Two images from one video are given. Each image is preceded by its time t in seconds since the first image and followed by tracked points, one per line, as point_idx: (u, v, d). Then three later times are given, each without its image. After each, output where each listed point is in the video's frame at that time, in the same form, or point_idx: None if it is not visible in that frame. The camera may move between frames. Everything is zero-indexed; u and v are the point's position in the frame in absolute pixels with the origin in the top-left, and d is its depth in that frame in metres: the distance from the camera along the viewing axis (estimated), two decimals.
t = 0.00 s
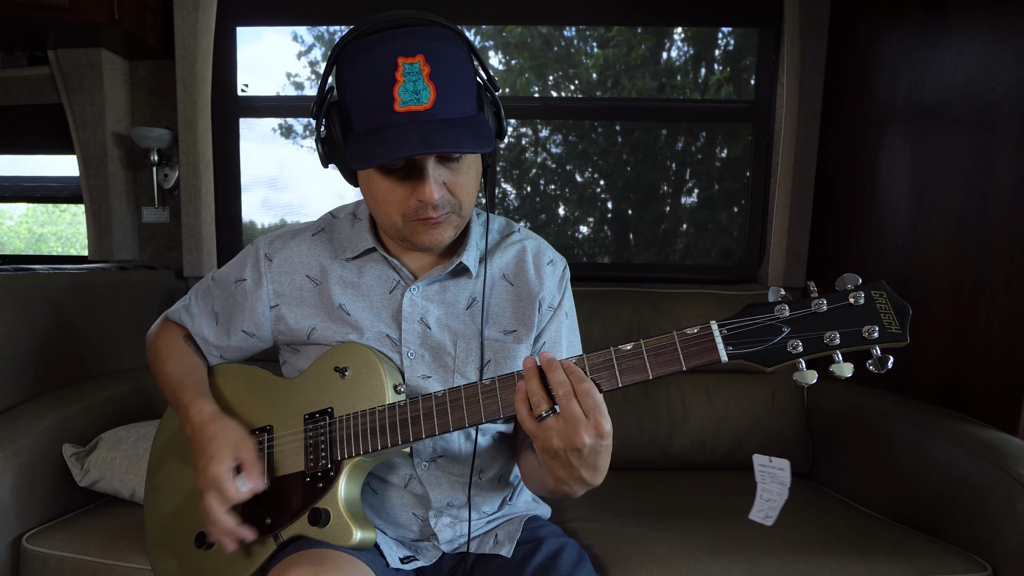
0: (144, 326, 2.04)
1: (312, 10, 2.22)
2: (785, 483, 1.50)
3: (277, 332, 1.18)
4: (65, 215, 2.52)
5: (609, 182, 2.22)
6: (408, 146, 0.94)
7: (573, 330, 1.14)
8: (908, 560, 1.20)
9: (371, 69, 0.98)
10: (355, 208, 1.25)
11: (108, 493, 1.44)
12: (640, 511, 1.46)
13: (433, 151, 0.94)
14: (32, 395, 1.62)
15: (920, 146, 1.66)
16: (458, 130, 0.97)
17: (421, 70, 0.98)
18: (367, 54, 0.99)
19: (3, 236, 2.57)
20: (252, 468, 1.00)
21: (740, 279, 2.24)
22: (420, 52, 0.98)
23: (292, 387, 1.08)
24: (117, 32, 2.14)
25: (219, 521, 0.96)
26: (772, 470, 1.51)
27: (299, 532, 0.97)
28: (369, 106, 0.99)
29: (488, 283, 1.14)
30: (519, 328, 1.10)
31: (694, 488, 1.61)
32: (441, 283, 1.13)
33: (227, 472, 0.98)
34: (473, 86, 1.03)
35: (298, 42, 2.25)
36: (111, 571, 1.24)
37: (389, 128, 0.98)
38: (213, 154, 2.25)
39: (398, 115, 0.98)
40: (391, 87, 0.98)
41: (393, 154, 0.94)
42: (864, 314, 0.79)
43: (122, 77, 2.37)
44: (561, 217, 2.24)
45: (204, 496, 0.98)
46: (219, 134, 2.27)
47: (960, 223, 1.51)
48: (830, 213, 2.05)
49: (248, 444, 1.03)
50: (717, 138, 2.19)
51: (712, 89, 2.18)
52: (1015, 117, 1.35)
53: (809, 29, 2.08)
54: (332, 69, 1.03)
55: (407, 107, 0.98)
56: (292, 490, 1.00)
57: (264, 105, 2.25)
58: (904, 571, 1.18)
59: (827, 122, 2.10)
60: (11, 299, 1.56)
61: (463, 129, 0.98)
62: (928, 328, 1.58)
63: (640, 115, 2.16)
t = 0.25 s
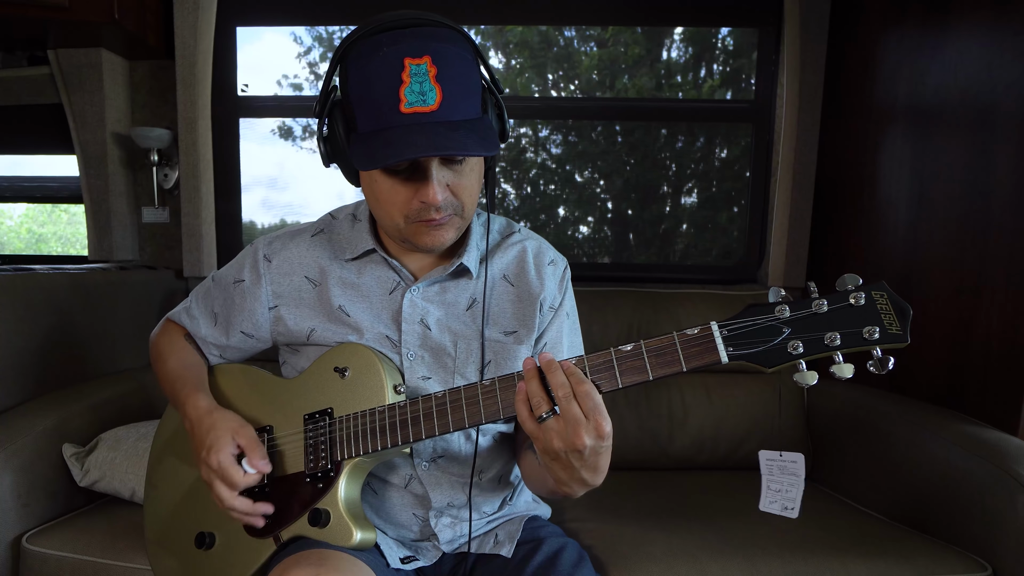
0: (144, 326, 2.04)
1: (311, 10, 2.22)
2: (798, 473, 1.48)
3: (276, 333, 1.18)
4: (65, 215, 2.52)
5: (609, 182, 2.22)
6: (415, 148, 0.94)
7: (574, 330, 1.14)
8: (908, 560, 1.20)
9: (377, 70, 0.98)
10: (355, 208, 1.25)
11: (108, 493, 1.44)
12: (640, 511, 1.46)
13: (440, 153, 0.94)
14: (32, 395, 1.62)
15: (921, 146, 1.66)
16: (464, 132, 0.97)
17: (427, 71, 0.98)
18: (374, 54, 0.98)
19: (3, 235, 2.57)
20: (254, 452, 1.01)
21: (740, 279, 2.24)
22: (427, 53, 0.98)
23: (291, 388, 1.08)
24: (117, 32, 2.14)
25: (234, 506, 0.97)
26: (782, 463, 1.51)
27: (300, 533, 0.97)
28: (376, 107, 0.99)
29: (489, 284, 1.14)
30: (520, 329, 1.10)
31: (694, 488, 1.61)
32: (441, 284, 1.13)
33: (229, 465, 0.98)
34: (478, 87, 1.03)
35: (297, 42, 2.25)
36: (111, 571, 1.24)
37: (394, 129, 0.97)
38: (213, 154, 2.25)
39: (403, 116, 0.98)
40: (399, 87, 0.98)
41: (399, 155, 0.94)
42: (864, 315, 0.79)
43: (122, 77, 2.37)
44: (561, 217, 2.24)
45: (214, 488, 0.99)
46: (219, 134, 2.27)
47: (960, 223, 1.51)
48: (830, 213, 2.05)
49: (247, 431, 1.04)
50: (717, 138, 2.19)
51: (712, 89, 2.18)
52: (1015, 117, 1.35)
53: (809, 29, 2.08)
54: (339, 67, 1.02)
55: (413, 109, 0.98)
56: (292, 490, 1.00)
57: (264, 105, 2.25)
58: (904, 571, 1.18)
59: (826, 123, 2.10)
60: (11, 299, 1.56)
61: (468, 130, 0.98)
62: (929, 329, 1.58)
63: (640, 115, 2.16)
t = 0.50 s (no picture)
0: (144, 325, 2.04)
1: (312, 10, 2.22)
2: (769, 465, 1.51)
3: (276, 334, 1.18)
4: (65, 215, 2.52)
5: (609, 182, 2.22)
6: (417, 147, 0.94)
7: (574, 332, 1.14)
8: (908, 560, 1.20)
9: (378, 69, 0.98)
10: (355, 209, 1.25)
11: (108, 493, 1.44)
12: (640, 510, 1.46)
13: (443, 153, 0.94)
14: (31, 395, 1.62)
15: (921, 146, 1.66)
16: (466, 132, 0.97)
17: (428, 71, 0.98)
18: (375, 54, 0.98)
19: (3, 235, 2.57)
20: (268, 412, 1.03)
21: (740, 279, 2.25)
22: (428, 53, 0.98)
23: (291, 388, 1.08)
24: (117, 32, 2.14)
25: (272, 469, 0.99)
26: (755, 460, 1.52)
27: (300, 533, 0.97)
28: (376, 107, 0.99)
29: (488, 285, 1.14)
30: (519, 332, 1.10)
31: (694, 488, 1.61)
32: (440, 286, 1.13)
33: (257, 426, 1.01)
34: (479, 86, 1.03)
35: (297, 42, 2.25)
36: (111, 571, 1.24)
37: (395, 129, 0.98)
38: (213, 154, 2.25)
39: (405, 116, 0.98)
40: (401, 87, 0.98)
41: (401, 155, 0.94)
42: (863, 313, 0.79)
43: (122, 77, 2.37)
44: (561, 217, 2.24)
45: (245, 458, 1.00)
46: (219, 134, 2.27)
47: (960, 223, 1.51)
48: (830, 213, 2.06)
49: (253, 397, 1.05)
50: (716, 138, 2.19)
51: (712, 89, 2.18)
52: (1015, 117, 1.35)
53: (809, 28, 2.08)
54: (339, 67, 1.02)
55: (414, 108, 0.98)
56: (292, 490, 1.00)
57: (265, 105, 2.25)
58: (904, 571, 1.18)
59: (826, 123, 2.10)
60: (11, 299, 1.56)
61: (470, 130, 0.98)
62: (929, 328, 1.58)
63: (640, 115, 2.16)
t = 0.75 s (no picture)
0: (144, 326, 2.04)
1: (312, 10, 2.22)
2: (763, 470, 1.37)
3: (275, 334, 1.18)
4: (65, 215, 2.52)
5: (609, 182, 2.22)
6: (421, 147, 0.94)
7: (572, 332, 1.14)
8: (908, 560, 1.20)
9: (381, 69, 0.98)
10: (354, 209, 1.25)
11: (108, 493, 1.44)
12: (640, 510, 1.46)
13: (448, 152, 0.94)
14: (31, 395, 1.62)
15: (921, 146, 1.66)
16: (469, 132, 0.97)
17: (432, 70, 0.98)
18: (378, 53, 0.98)
19: (3, 235, 2.57)
20: (250, 457, 1.01)
21: (740, 279, 2.24)
22: (431, 53, 0.98)
23: (290, 388, 1.08)
24: (117, 32, 2.14)
25: (227, 510, 0.98)
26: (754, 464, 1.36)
27: (300, 533, 0.97)
28: (378, 106, 0.99)
29: (487, 285, 1.14)
30: (517, 332, 1.10)
31: (694, 488, 1.61)
32: (439, 286, 1.13)
33: (252, 446, 1.02)
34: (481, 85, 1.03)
35: (297, 42, 2.25)
36: (111, 571, 1.24)
37: (399, 128, 0.98)
38: (213, 154, 2.25)
39: (408, 115, 0.98)
40: (403, 88, 0.98)
41: (406, 153, 0.94)
42: (861, 310, 0.79)
43: (122, 77, 2.37)
44: (561, 218, 2.24)
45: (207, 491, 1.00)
46: (220, 134, 2.27)
47: (960, 223, 1.51)
48: (831, 213, 2.05)
49: (244, 435, 1.03)
50: (717, 138, 2.18)
51: (712, 89, 2.17)
52: (1015, 117, 1.35)
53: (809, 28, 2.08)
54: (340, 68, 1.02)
55: (417, 108, 0.98)
56: (292, 490, 1.00)
57: (265, 106, 2.25)
58: (904, 571, 1.18)
59: (826, 123, 2.10)
60: (10, 299, 1.56)
61: (473, 130, 0.98)
62: (928, 328, 1.58)
63: (640, 115, 2.16)
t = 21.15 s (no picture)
0: (144, 326, 2.04)
1: (312, 10, 2.22)
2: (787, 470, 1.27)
3: (275, 335, 1.17)
4: (65, 215, 2.52)
5: (609, 182, 2.22)
6: (457, 110, 0.96)
7: (568, 324, 1.14)
8: (908, 559, 1.20)
9: (438, 46, 0.99)
10: (355, 211, 1.25)
11: (108, 493, 1.44)
12: (641, 510, 1.46)
13: (484, 113, 0.96)
14: (32, 395, 1.62)
15: (921, 145, 1.66)
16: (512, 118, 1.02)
17: (485, 58, 1.02)
18: (439, 32, 1.00)
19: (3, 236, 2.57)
20: (259, 425, 1.04)
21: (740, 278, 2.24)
22: (485, 44, 1.03)
23: (289, 387, 1.08)
24: (117, 32, 2.14)
25: (244, 464, 0.98)
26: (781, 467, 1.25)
27: (297, 530, 0.96)
28: (434, 79, 0.99)
29: (484, 278, 1.14)
30: (514, 324, 1.10)
31: (694, 488, 1.61)
32: (437, 279, 1.13)
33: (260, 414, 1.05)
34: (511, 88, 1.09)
35: (297, 41, 2.25)
36: (111, 571, 1.24)
37: (454, 100, 0.98)
38: (212, 154, 2.27)
39: (465, 90, 0.99)
40: (430, 78, 0.99)
41: (445, 114, 0.95)
42: (831, 271, 0.80)
43: (122, 77, 2.37)
44: (561, 217, 2.24)
45: (220, 454, 1.00)
46: (220, 134, 2.27)
47: (960, 222, 1.51)
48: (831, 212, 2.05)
49: (249, 412, 1.07)
50: (717, 137, 2.18)
51: (712, 88, 2.17)
52: (1015, 117, 1.35)
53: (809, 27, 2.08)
54: (369, 77, 1.05)
55: (473, 85, 0.99)
56: (289, 487, 1.00)
57: (265, 105, 2.25)
58: (904, 571, 1.18)
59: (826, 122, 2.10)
60: (11, 299, 1.56)
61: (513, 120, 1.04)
62: (929, 328, 1.58)
63: (640, 115, 2.16)
